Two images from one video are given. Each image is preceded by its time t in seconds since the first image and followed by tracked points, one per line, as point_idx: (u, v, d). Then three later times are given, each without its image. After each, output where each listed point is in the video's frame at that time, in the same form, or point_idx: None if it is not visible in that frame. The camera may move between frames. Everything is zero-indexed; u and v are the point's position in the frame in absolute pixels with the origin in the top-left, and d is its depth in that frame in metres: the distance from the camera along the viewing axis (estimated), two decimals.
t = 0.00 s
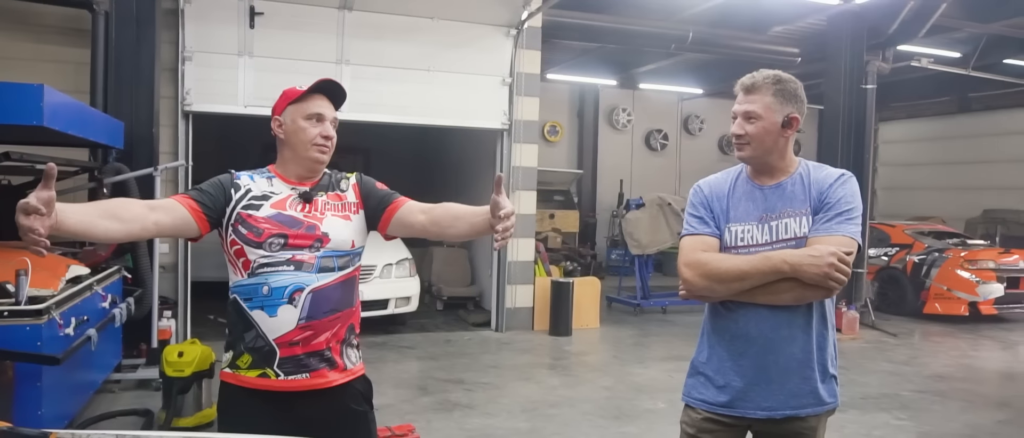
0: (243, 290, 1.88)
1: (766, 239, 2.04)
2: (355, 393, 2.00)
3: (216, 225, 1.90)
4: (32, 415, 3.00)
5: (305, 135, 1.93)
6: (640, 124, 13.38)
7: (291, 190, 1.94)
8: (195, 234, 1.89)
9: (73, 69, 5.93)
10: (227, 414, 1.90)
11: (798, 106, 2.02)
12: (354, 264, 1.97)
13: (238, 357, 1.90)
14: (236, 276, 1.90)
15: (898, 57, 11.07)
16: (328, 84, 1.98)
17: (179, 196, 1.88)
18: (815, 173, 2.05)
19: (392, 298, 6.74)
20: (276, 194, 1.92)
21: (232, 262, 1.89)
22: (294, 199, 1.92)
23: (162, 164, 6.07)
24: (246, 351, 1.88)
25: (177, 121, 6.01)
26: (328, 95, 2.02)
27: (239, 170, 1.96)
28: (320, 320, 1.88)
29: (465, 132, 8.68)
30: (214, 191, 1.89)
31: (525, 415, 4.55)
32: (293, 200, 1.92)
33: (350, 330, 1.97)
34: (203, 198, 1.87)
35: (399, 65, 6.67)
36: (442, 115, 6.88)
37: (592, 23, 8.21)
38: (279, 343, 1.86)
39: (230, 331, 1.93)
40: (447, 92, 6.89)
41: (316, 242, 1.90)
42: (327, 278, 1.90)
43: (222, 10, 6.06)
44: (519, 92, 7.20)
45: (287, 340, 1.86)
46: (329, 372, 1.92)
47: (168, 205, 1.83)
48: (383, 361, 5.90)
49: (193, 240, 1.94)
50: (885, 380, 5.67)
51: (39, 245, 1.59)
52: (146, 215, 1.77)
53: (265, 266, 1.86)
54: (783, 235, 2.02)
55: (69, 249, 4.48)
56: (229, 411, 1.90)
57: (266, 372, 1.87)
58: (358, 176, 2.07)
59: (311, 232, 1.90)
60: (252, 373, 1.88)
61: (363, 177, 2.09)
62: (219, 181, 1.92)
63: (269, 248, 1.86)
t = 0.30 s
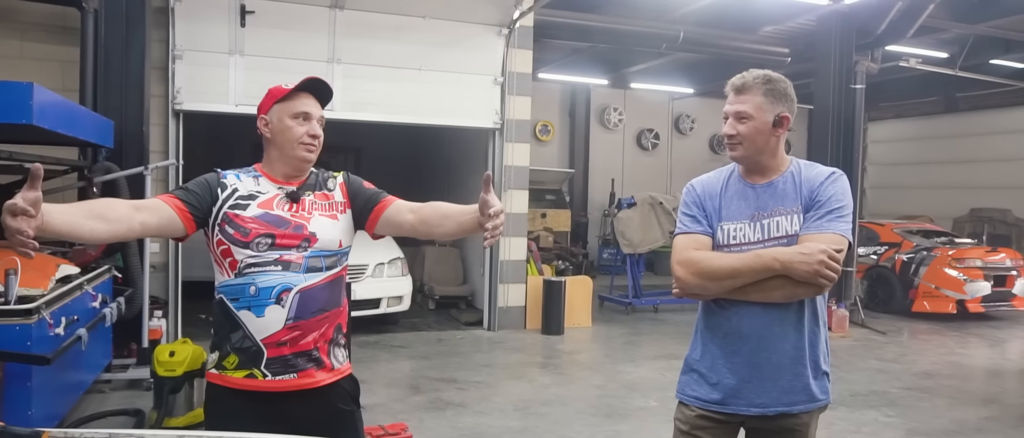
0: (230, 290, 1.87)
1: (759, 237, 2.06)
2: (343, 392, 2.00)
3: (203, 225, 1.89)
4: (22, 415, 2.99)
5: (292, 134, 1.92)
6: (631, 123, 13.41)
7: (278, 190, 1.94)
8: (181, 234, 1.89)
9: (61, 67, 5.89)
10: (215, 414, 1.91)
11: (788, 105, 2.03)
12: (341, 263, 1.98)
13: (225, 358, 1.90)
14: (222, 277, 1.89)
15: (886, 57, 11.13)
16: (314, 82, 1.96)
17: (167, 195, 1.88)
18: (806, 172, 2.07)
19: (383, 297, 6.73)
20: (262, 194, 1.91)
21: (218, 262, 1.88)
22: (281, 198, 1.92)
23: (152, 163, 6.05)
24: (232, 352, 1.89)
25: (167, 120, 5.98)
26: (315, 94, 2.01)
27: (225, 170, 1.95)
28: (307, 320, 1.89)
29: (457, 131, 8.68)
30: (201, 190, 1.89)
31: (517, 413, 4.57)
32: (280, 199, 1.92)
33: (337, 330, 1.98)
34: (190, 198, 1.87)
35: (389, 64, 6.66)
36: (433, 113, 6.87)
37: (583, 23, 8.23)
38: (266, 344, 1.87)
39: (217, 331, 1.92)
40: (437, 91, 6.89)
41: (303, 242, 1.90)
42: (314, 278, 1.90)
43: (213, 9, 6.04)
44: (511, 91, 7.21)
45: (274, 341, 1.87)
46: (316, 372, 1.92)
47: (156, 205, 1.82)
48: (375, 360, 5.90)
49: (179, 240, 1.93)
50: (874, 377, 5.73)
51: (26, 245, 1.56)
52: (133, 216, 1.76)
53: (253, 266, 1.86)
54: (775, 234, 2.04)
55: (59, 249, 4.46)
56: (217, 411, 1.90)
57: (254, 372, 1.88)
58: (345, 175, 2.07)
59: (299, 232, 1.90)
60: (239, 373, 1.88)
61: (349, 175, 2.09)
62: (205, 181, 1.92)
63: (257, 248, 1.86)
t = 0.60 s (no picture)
0: (216, 291, 1.87)
1: (754, 235, 2.07)
2: (330, 391, 2.02)
3: (189, 225, 1.87)
4: (21, 414, 2.99)
5: (279, 132, 1.91)
6: (629, 122, 13.43)
7: (265, 189, 1.92)
8: (166, 235, 1.85)
9: (59, 66, 5.89)
10: (206, 414, 1.93)
11: (773, 101, 2.03)
12: (327, 264, 1.98)
13: (212, 358, 1.90)
14: (208, 277, 1.88)
15: (883, 57, 11.16)
16: (299, 79, 1.94)
17: (148, 196, 1.83)
18: (800, 170, 2.07)
19: (382, 296, 6.73)
20: (249, 194, 1.90)
21: (204, 262, 1.87)
22: (268, 198, 1.91)
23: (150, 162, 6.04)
24: (220, 353, 1.89)
25: (165, 119, 5.98)
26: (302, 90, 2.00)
27: (210, 168, 1.93)
28: (295, 321, 1.90)
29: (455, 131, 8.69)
30: (186, 188, 1.87)
31: (515, 412, 4.57)
32: (267, 199, 1.90)
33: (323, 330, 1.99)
34: (174, 199, 1.84)
35: (386, 63, 6.65)
36: (431, 113, 6.87)
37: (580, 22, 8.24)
38: (254, 345, 1.87)
39: (202, 332, 1.92)
40: (435, 90, 6.88)
41: (291, 242, 1.89)
42: (301, 279, 1.90)
43: (211, 8, 6.03)
44: (509, 90, 7.21)
45: (262, 342, 1.87)
46: (303, 372, 1.94)
47: (140, 207, 1.78)
48: (373, 359, 5.90)
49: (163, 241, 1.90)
50: (870, 376, 5.74)
51: (18, 253, 1.52)
52: (119, 219, 1.72)
53: (240, 267, 1.85)
54: (770, 232, 2.05)
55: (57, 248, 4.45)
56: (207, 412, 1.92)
57: (241, 373, 1.89)
58: (332, 175, 2.06)
59: (286, 233, 1.89)
60: (226, 374, 1.89)
61: (336, 175, 2.08)
62: (191, 180, 1.89)
63: (244, 249, 1.85)
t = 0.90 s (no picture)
0: (209, 287, 1.86)
1: (744, 234, 2.08)
2: (325, 385, 2.03)
3: (178, 221, 1.86)
4: (21, 413, 3.00)
5: (265, 126, 1.89)
6: (628, 122, 13.44)
7: (253, 183, 1.91)
8: (155, 231, 1.84)
9: (58, 65, 5.88)
10: (201, 411, 1.93)
11: (757, 98, 2.03)
12: (319, 257, 1.99)
13: (207, 354, 1.91)
14: (199, 273, 1.87)
15: (882, 56, 11.17)
16: (285, 72, 1.94)
17: (137, 194, 1.82)
18: (788, 163, 2.08)
19: (381, 295, 6.74)
20: (238, 188, 1.89)
21: (195, 258, 1.86)
22: (257, 192, 1.90)
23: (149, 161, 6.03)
24: (213, 349, 1.89)
25: (165, 118, 5.97)
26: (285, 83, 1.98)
27: (197, 163, 1.92)
28: (290, 315, 1.90)
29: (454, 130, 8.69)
30: (175, 184, 1.85)
31: (515, 411, 4.58)
32: (256, 194, 1.90)
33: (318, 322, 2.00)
34: (164, 196, 1.82)
35: (384, 62, 6.64)
36: (429, 112, 6.87)
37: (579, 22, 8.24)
38: (250, 340, 1.87)
39: (196, 328, 1.92)
40: (434, 89, 6.88)
41: (283, 237, 1.89)
42: (294, 272, 1.90)
43: (210, 7, 6.03)
44: (508, 89, 7.21)
45: (258, 336, 1.88)
46: (300, 365, 1.95)
47: (129, 206, 1.77)
48: (372, 358, 5.91)
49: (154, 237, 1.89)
50: (869, 374, 5.75)
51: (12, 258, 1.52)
52: (108, 219, 1.71)
53: (233, 263, 1.84)
54: (760, 229, 2.06)
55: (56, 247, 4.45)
56: (203, 408, 1.93)
57: (237, 368, 1.89)
58: (321, 167, 2.06)
59: (277, 227, 1.89)
60: (222, 370, 1.90)
61: (325, 167, 2.08)
62: (178, 176, 1.88)
63: (235, 244, 1.84)
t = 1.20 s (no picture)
0: (209, 286, 1.87)
1: (728, 233, 2.08)
2: (322, 385, 2.03)
3: (175, 220, 1.86)
4: (23, 412, 3.00)
5: (262, 123, 1.89)
6: (628, 121, 13.43)
7: (251, 182, 1.92)
8: (153, 232, 1.84)
9: (59, 65, 5.89)
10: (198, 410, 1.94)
11: (743, 93, 2.03)
12: (319, 254, 1.99)
13: (206, 354, 1.91)
14: (198, 272, 1.88)
15: (882, 55, 11.17)
16: (282, 69, 1.93)
17: (134, 194, 1.82)
18: (775, 161, 2.08)
19: (382, 295, 6.75)
20: (236, 186, 1.89)
21: (194, 257, 1.87)
22: (255, 191, 1.90)
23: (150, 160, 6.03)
24: (212, 348, 1.90)
25: (165, 118, 5.98)
26: (284, 80, 1.98)
27: (194, 163, 1.92)
28: (289, 314, 1.91)
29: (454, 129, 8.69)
30: (169, 185, 1.85)
31: (516, 410, 4.59)
32: (255, 192, 1.90)
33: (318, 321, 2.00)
34: (161, 197, 1.82)
35: (384, 61, 6.64)
36: (429, 111, 6.87)
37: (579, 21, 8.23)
38: (249, 340, 1.88)
39: (195, 327, 1.93)
40: (434, 88, 6.87)
41: (281, 236, 1.89)
42: (294, 271, 1.91)
43: (211, 7, 6.03)
44: (509, 89, 7.21)
45: (258, 336, 1.88)
46: (299, 365, 1.95)
47: (126, 206, 1.77)
48: (373, 358, 5.91)
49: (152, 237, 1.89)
50: (870, 374, 5.76)
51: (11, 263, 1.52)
52: (105, 221, 1.71)
53: (232, 262, 1.85)
54: (744, 229, 2.06)
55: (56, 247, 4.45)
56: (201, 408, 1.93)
57: (236, 368, 1.90)
58: (320, 165, 2.06)
59: (275, 226, 1.89)
60: (222, 370, 1.90)
61: (323, 165, 2.08)
62: (174, 175, 1.88)
63: (234, 244, 1.85)
